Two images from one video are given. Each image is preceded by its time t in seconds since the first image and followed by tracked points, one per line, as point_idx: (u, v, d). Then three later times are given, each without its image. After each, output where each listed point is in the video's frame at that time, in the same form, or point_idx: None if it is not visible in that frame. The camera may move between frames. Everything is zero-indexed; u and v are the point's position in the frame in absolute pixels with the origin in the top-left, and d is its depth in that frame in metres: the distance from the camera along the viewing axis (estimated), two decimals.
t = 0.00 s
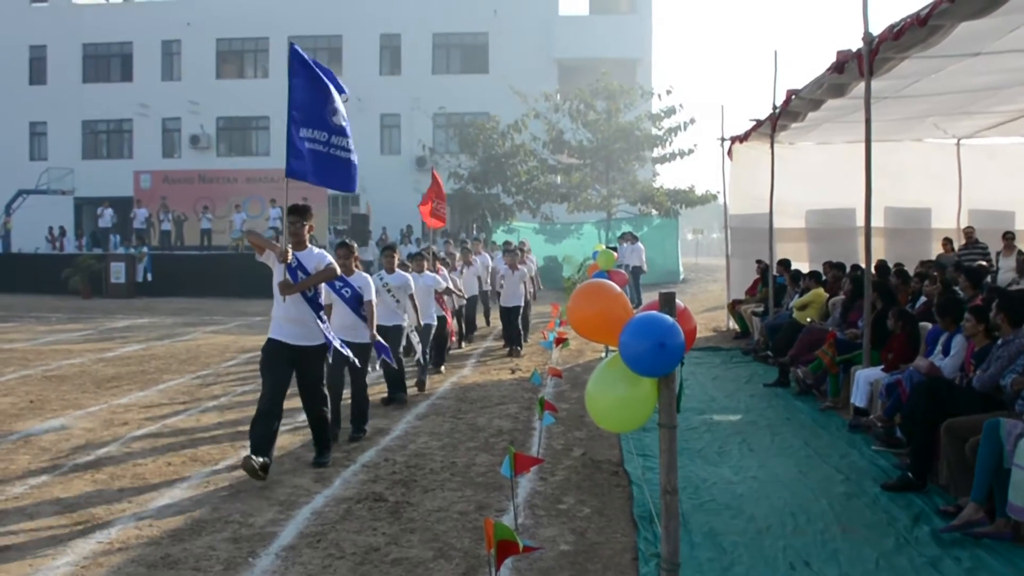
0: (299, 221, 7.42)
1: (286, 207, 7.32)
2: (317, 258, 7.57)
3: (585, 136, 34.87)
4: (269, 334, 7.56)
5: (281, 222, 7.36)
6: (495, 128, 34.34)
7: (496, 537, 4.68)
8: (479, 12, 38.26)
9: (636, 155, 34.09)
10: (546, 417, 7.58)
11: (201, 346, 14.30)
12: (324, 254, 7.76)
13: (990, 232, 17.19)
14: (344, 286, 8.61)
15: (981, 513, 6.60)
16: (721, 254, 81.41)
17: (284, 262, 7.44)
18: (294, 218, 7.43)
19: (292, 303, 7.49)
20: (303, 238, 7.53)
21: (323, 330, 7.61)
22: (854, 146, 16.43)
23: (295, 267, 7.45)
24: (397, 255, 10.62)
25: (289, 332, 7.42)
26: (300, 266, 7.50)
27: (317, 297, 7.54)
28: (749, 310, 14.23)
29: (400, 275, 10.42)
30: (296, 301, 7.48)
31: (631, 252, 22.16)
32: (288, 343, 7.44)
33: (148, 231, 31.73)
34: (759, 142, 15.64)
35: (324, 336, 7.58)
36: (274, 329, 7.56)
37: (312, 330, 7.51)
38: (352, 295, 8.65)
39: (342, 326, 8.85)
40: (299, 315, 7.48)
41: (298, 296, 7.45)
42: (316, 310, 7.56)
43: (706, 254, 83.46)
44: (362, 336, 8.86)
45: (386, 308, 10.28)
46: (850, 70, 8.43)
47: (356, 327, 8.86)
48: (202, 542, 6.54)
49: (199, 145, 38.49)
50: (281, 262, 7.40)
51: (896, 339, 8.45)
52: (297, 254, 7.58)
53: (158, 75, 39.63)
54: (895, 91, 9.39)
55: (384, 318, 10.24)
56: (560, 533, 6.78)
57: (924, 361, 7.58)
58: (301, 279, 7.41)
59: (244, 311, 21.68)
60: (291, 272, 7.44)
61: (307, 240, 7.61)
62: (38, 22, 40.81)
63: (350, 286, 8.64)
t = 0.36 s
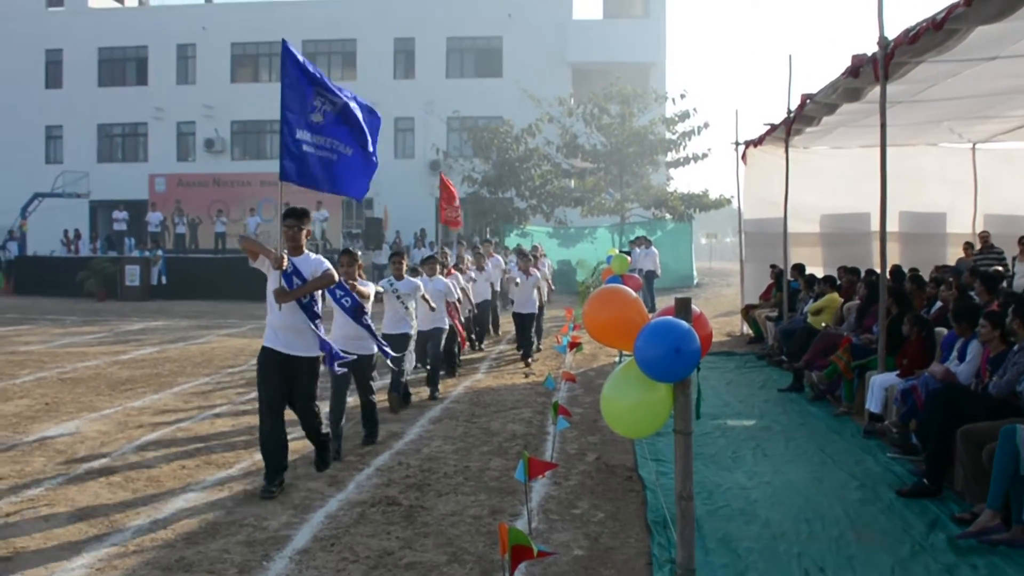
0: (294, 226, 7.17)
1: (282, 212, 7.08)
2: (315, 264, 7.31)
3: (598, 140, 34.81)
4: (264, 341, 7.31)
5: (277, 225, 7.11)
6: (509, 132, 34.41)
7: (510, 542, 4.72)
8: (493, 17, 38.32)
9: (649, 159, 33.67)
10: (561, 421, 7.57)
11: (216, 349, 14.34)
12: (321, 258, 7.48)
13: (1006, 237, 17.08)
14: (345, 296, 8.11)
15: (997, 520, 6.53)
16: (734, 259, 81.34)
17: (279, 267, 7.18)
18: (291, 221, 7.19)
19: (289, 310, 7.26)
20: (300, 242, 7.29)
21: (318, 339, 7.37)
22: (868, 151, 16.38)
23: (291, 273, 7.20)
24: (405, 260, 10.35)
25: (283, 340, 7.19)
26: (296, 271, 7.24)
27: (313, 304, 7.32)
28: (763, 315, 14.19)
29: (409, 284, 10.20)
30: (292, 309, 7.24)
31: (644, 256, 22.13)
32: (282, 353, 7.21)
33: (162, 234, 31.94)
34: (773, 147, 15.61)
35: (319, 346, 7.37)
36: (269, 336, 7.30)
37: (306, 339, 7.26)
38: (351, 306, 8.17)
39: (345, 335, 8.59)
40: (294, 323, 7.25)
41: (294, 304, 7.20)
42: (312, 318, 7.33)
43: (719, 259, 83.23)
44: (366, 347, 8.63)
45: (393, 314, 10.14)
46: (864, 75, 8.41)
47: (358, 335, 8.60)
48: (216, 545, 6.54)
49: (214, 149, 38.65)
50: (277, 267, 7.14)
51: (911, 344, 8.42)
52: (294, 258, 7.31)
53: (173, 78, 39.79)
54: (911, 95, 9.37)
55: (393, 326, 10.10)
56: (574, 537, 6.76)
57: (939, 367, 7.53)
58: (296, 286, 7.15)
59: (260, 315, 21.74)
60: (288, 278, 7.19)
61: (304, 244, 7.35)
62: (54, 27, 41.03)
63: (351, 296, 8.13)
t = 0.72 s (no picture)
0: (295, 225, 7.14)
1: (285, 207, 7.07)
2: (317, 263, 7.21)
3: (614, 144, 34.77)
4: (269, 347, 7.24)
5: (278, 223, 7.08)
6: (525, 136, 34.46)
7: (527, 546, 4.72)
8: (509, 21, 38.32)
9: (666, 164, 34.24)
10: (576, 426, 7.53)
11: (231, 352, 14.39)
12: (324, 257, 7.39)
13: None
14: (350, 296, 8.09)
15: (1016, 527, 6.42)
16: (750, 262, 81.26)
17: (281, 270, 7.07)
18: (292, 219, 7.16)
19: (291, 313, 7.15)
20: (302, 242, 7.23)
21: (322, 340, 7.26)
22: (886, 155, 16.32)
23: (294, 274, 7.09)
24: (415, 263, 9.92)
25: (288, 343, 7.08)
26: (299, 272, 7.13)
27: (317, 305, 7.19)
28: (779, 320, 14.15)
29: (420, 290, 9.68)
30: (295, 310, 7.12)
31: (661, 260, 22.11)
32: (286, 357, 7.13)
33: (179, 237, 32.12)
34: (790, 151, 15.57)
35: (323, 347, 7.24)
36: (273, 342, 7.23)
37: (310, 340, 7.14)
38: (357, 307, 8.11)
39: (344, 340, 8.25)
40: (296, 325, 7.13)
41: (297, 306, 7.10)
42: (316, 318, 7.21)
43: (735, 263, 82.98)
44: (367, 352, 8.30)
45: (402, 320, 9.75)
46: (881, 79, 8.39)
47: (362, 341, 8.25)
48: (232, 548, 6.55)
49: (231, 153, 38.82)
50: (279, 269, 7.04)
51: (928, 350, 8.38)
52: (296, 258, 7.20)
53: (190, 82, 39.94)
54: (928, 99, 9.33)
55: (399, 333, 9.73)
56: (590, 542, 6.74)
57: (957, 372, 7.48)
58: (299, 286, 7.04)
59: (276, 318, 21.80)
60: (291, 280, 7.08)
61: (306, 243, 7.28)
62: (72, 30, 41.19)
63: (356, 296, 8.11)
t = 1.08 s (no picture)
0: (302, 231, 6.72)
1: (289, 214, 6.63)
2: (324, 273, 6.80)
3: (630, 148, 34.69)
4: (275, 360, 6.82)
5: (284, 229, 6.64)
6: (541, 139, 34.46)
7: (542, 550, 4.71)
8: (525, 24, 38.31)
9: (681, 167, 33.95)
10: (591, 429, 7.52)
11: (247, 354, 14.46)
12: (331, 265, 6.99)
13: None
14: (354, 300, 7.96)
15: None
16: (766, 266, 81.12)
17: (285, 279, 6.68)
18: (299, 226, 6.75)
19: (295, 324, 6.74)
20: (309, 249, 6.81)
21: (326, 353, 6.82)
22: (903, 159, 16.25)
23: (299, 283, 6.71)
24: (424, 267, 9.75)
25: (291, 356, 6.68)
26: (305, 281, 6.75)
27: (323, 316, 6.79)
28: (796, 324, 14.10)
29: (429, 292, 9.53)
30: (300, 321, 6.71)
31: (677, 265, 22.08)
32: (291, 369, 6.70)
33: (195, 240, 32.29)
34: (807, 155, 15.53)
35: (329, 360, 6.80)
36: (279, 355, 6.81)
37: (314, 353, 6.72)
38: (362, 311, 7.96)
39: (348, 345, 8.04)
40: (301, 336, 6.71)
41: (302, 316, 6.69)
42: (322, 329, 6.79)
43: (751, 267, 82.62)
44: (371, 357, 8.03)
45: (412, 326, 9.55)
46: (898, 83, 8.36)
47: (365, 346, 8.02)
48: (249, 551, 6.55)
49: (247, 156, 38.98)
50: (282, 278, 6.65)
51: (946, 354, 8.34)
52: (301, 267, 6.80)
53: (207, 86, 40.09)
54: (946, 103, 9.30)
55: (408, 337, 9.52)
56: (606, 547, 6.72)
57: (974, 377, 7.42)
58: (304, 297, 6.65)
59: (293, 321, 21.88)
60: (295, 291, 6.69)
61: (313, 251, 6.87)
62: (90, 34, 41.36)
63: (360, 300, 7.97)
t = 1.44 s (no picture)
0: (310, 234, 6.32)
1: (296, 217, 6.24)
2: (334, 277, 6.37)
3: (645, 151, 34.56)
4: (274, 368, 6.43)
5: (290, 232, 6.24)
6: (555, 142, 34.48)
7: (559, 553, 4.71)
8: (539, 27, 38.32)
9: (697, 169, 33.59)
10: (607, 433, 7.50)
11: (263, 357, 14.50)
12: (342, 270, 6.53)
13: None
14: (360, 305, 7.56)
15: None
16: (782, 269, 80.96)
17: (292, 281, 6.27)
18: (308, 228, 6.33)
19: (300, 330, 6.36)
20: (318, 252, 6.39)
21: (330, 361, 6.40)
22: (920, 162, 16.16)
23: (305, 287, 6.29)
24: (433, 272, 9.63)
25: (295, 364, 6.29)
26: (311, 284, 6.32)
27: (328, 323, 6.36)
28: (812, 327, 14.07)
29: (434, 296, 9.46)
30: (304, 327, 6.35)
31: (691, 268, 22.06)
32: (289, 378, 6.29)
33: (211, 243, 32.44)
34: (823, 158, 15.51)
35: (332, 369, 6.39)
36: (280, 363, 6.41)
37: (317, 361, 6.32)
38: (368, 319, 7.57)
39: (352, 354, 7.81)
40: (304, 343, 6.32)
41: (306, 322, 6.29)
42: (327, 337, 6.40)
43: (767, 270, 82.38)
44: (374, 368, 7.77)
45: (419, 331, 9.34)
46: (915, 85, 8.34)
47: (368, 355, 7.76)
48: (264, 553, 6.54)
49: (262, 159, 39.13)
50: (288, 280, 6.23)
51: (963, 358, 8.29)
52: (308, 270, 6.39)
53: (223, 89, 40.26)
54: (964, 105, 9.27)
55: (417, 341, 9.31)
56: (621, 550, 6.71)
57: (993, 382, 7.36)
58: (310, 301, 6.25)
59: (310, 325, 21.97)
60: (302, 294, 6.27)
61: (322, 254, 6.42)
62: (107, 37, 41.57)
63: (366, 306, 7.57)
